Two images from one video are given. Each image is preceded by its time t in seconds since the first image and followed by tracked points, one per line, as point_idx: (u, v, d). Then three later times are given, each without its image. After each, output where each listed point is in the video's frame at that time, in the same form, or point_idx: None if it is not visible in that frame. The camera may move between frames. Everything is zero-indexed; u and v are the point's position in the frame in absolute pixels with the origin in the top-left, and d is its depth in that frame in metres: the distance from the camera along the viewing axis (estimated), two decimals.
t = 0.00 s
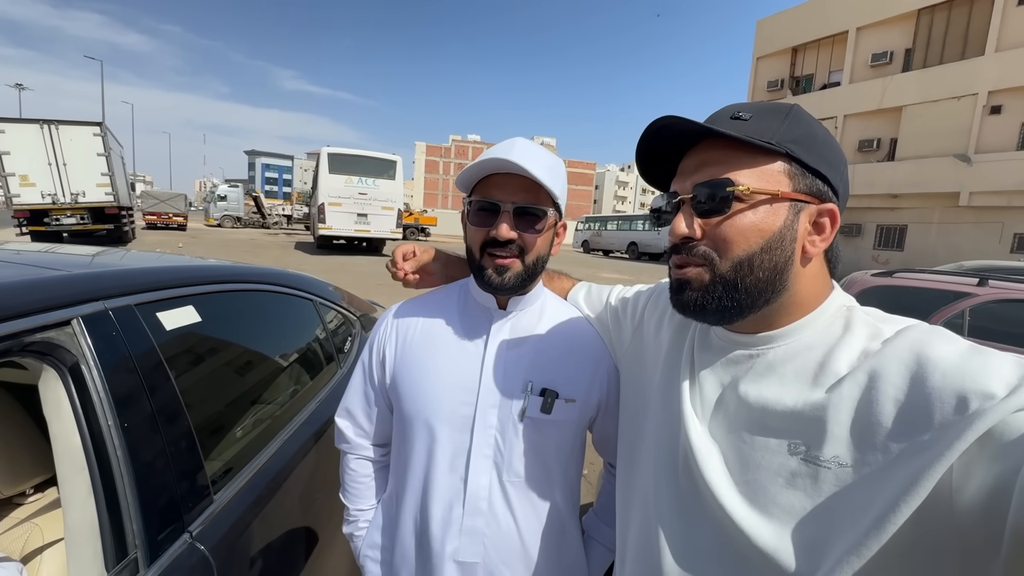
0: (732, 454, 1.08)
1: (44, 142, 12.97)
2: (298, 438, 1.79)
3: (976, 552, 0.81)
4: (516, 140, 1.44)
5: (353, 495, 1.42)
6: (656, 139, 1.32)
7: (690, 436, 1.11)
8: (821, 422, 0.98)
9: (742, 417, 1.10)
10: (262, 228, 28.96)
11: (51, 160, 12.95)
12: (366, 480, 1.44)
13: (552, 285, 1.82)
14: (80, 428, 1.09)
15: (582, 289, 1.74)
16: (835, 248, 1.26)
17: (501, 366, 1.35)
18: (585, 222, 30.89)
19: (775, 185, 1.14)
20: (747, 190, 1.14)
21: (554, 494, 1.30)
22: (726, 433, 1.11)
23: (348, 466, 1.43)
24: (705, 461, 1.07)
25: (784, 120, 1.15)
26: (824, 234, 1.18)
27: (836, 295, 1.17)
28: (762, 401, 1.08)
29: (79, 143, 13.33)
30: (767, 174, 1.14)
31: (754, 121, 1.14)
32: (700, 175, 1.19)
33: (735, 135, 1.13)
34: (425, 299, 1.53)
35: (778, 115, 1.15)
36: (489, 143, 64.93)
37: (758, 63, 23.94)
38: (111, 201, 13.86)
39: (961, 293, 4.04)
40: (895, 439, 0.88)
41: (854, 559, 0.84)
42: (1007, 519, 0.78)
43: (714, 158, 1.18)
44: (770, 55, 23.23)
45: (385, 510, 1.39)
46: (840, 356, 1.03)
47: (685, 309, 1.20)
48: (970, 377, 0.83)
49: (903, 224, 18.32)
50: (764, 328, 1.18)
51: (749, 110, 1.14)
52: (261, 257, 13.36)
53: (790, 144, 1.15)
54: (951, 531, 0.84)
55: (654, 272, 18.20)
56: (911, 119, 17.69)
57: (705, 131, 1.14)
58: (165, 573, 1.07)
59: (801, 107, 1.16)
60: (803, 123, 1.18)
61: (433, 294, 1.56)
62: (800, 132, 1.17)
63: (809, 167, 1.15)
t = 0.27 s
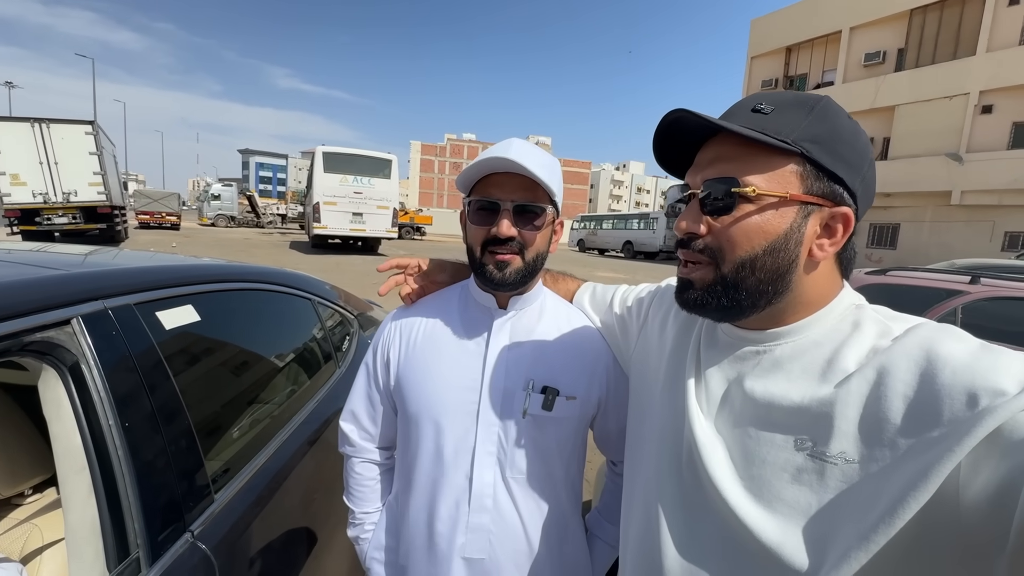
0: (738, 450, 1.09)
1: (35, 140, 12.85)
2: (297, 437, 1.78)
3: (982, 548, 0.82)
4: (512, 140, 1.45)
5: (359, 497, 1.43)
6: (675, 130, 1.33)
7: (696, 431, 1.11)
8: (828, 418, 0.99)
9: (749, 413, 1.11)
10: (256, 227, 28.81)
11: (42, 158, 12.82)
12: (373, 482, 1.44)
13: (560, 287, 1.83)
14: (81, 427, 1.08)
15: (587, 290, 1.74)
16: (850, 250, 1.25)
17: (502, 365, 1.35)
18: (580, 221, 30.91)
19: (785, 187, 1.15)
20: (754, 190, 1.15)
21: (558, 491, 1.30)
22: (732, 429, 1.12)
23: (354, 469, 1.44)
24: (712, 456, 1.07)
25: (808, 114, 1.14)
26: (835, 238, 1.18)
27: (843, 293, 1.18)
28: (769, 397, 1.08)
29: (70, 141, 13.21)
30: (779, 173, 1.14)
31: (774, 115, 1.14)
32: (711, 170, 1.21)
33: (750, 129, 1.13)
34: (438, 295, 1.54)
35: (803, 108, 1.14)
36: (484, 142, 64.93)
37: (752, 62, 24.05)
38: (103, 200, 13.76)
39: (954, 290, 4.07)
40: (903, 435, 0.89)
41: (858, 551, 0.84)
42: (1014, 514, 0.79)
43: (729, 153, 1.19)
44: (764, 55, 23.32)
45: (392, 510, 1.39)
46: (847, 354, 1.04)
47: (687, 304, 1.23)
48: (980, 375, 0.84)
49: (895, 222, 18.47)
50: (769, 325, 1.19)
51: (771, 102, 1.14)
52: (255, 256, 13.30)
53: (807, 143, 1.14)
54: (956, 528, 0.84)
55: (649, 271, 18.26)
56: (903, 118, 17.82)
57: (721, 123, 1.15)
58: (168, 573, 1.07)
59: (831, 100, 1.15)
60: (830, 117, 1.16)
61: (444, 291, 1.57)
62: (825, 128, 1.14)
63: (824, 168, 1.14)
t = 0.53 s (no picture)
0: (733, 447, 1.09)
1: (26, 139, 12.71)
2: (293, 437, 1.77)
3: (970, 544, 0.82)
4: (512, 137, 1.45)
5: (359, 498, 1.42)
6: (672, 129, 1.32)
7: (691, 428, 1.11)
8: (821, 415, 0.99)
9: (744, 411, 1.11)
10: (251, 226, 28.66)
11: (33, 157, 12.70)
12: (372, 484, 1.44)
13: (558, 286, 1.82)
14: (73, 427, 1.06)
15: (585, 290, 1.74)
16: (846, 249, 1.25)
17: (501, 364, 1.34)
18: (576, 220, 30.94)
19: (780, 187, 1.15)
20: (750, 190, 1.15)
21: (555, 490, 1.30)
22: (726, 426, 1.12)
23: (354, 470, 1.43)
24: (707, 453, 1.07)
25: (804, 112, 1.13)
26: (829, 238, 1.17)
27: (841, 290, 1.18)
28: (764, 394, 1.08)
29: (62, 140, 13.08)
30: (774, 172, 1.14)
31: (771, 113, 1.14)
32: (708, 168, 1.20)
33: (747, 127, 1.13)
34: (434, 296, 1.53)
35: (800, 107, 1.14)
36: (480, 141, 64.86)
37: (747, 61, 24.12)
38: (96, 199, 13.64)
39: (947, 288, 4.09)
40: (896, 430, 0.89)
41: (849, 545, 0.84)
42: (1003, 510, 0.79)
43: (725, 151, 1.19)
44: (759, 54, 23.40)
45: (391, 512, 1.39)
46: (843, 351, 1.04)
47: (682, 301, 1.23)
48: (972, 371, 0.84)
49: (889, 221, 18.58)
50: (767, 323, 1.19)
51: (768, 101, 1.14)
52: (250, 256, 13.23)
53: (802, 142, 1.14)
54: (947, 524, 0.84)
55: (645, 269, 18.30)
56: (896, 117, 17.93)
57: (716, 121, 1.15)
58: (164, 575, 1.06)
59: (827, 98, 1.15)
60: (828, 115, 1.16)
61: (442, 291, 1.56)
62: (820, 128, 1.14)
63: (820, 167, 1.14)
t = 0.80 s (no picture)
0: (740, 446, 1.08)
1: (19, 137, 12.62)
2: (293, 437, 1.75)
3: (980, 545, 0.80)
4: (521, 134, 1.42)
5: (358, 501, 1.40)
6: (683, 125, 1.31)
7: (699, 426, 1.10)
8: (831, 414, 0.98)
9: (751, 411, 1.09)
10: (247, 225, 28.53)
11: (27, 156, 12.60)
12: (371, 486, 1.42)
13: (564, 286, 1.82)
14: (68, 427, 1.04)
15: (590, 290, 1.74)
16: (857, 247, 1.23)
17: (505, 363, 1.32)
18: (573, 219, 30.94)
19: (794, 185, 1.13)
20: (763, 188, 1.13)
21: (559, 491, 1.28)
22: (733, 425, 1.11)
23: (353, 473, 1.41)
24: (714, 452, 1.06)
25: (817, 109, 1.12)
26: (844, 236, 1.16)
27: (849, 289, 1.17)
28: (772, 393, 1.07)
29: (56, 138, 12.99)
30: (787, 171, 1.13)
31: (784, 110, 1.12)
32: (718, 166, 1.19)
33: (760, 124, 1.12)
34: (439, 295, 1.51)
35: (814, 103, 1.12)
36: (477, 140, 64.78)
37: (744, 60, 24.15)
38: (90, 198, 13.55)
39: (945, 286, 4.08)
40: (906, 431, 0.87)
41: (857, 543, 0.83)
42: (1016, 513, 0.77)
43: (737, 148, 1.17)
44: (756, 52, 23.42)
45: (391, 514, 1.37)
46: (853, 350, 1.03)
47: (693, 298, 1.22)
48: (985, 371, 0.83)
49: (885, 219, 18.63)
50: (777, 322, 1.18)
51: (781, 97, 1.13)
52: (246, 255, 13.17)
53: (817, 139, 1.12)
54: (958, 526, 0.83)
55: (642, 268, 18.32)
56: (893, 116, 17.98)
57: (727, 119, 1.13)
58: None
59: (840, 94, 1.13)
60: (841, 111, 1.15)
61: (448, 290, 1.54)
62: (835, 124, 1.12)
63: (835, 165, 1.12)
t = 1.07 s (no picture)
0: (740, 450, 1.07)
1: (15, 136, 12.54)
2: (291, 439, 1.74)
3: (982, 548, 0.80)
4: (525, 136, 1.41)
5: (353, 508, 1.39)
6: (677, 133, 1.29)
7: (700, 430, 1.09)
8: (830, 418, 0.97)
9: (751, 415, 1.08)
10: (244, 224, 28.44)
11: (23, 155, 12.54)
12: (367, 493, 1.40)
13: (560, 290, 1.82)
14: (61, 432, 1.03)
15: (589, 294, 1.75)
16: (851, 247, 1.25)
17: (506, 368, 1.31)
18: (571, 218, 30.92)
19: (806, 181, 1.14)
20: (783, 187, 1.12)
21: (559, 494, 1.28)
22: (733, 429, 1.10)
23: (348, 478, 1.40)
24: (714, 456, 1.05)
25: (809, 113, 1.14)
26: (847, 230, 1.19)
27: (848, 291, 1.16)
28: (773, 397, 1.06)
29: (52, 137, 12.91)
30: (799, 169, 1.14)
31: (779, 114, 1.12)
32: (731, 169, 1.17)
33: (769, 126, 1.11)
34: (431, 304, 1.47)
35: (802, 108, 1.14)
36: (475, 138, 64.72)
37: (742, 59, 24.15)
38: (87, 196, 13.49)
39: (942, 285, 4.07)
40: (906, 435, 0.87)
41: (858, 547, 0.82)
42: (1017, 517, 0.76)
43: (745, 152, 1.17)
44: (754, 51, 23.42)
45: (388, 522, 1.36)
46: (853, 353, 1.02)
47: (717, 308, 1.17)
48: (984, 373, 0.82)
49: (882, 218, 18.65)
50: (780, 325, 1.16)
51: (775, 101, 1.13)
52: (243, 254, 13.13)
53: (818, 139, 1.14)
54: (960, 528, 0.82)
55: (640, 266, 18.33)
56: (890, 115, 18.01)
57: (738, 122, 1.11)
58: None
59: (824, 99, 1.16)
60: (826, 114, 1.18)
61: (437, 297, 1.50)
62: (826, 125, 1.16)
63: (837, 162, 1.15)
